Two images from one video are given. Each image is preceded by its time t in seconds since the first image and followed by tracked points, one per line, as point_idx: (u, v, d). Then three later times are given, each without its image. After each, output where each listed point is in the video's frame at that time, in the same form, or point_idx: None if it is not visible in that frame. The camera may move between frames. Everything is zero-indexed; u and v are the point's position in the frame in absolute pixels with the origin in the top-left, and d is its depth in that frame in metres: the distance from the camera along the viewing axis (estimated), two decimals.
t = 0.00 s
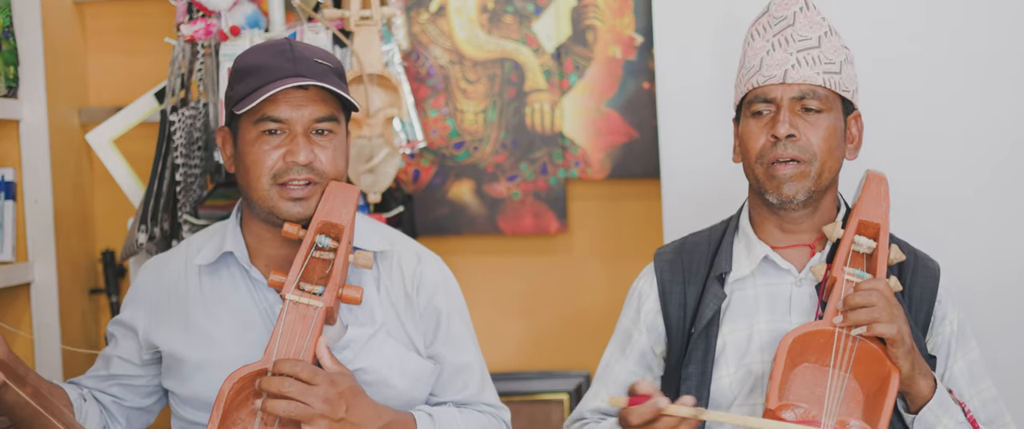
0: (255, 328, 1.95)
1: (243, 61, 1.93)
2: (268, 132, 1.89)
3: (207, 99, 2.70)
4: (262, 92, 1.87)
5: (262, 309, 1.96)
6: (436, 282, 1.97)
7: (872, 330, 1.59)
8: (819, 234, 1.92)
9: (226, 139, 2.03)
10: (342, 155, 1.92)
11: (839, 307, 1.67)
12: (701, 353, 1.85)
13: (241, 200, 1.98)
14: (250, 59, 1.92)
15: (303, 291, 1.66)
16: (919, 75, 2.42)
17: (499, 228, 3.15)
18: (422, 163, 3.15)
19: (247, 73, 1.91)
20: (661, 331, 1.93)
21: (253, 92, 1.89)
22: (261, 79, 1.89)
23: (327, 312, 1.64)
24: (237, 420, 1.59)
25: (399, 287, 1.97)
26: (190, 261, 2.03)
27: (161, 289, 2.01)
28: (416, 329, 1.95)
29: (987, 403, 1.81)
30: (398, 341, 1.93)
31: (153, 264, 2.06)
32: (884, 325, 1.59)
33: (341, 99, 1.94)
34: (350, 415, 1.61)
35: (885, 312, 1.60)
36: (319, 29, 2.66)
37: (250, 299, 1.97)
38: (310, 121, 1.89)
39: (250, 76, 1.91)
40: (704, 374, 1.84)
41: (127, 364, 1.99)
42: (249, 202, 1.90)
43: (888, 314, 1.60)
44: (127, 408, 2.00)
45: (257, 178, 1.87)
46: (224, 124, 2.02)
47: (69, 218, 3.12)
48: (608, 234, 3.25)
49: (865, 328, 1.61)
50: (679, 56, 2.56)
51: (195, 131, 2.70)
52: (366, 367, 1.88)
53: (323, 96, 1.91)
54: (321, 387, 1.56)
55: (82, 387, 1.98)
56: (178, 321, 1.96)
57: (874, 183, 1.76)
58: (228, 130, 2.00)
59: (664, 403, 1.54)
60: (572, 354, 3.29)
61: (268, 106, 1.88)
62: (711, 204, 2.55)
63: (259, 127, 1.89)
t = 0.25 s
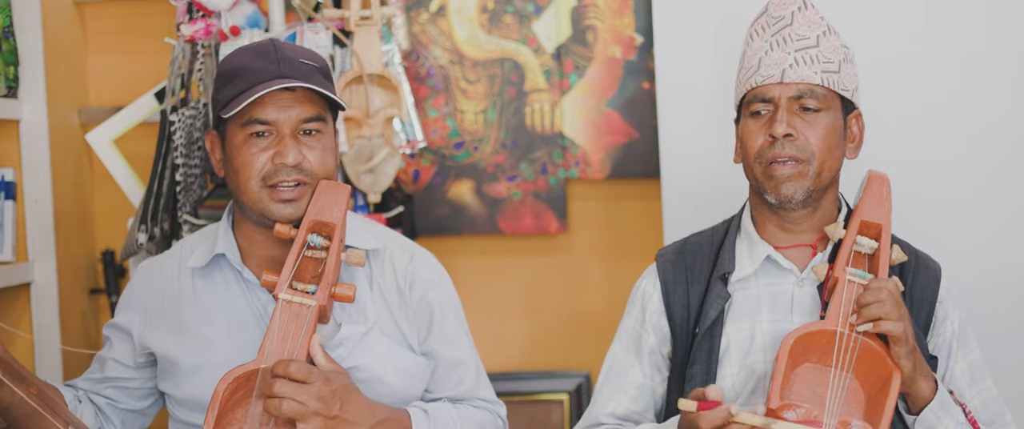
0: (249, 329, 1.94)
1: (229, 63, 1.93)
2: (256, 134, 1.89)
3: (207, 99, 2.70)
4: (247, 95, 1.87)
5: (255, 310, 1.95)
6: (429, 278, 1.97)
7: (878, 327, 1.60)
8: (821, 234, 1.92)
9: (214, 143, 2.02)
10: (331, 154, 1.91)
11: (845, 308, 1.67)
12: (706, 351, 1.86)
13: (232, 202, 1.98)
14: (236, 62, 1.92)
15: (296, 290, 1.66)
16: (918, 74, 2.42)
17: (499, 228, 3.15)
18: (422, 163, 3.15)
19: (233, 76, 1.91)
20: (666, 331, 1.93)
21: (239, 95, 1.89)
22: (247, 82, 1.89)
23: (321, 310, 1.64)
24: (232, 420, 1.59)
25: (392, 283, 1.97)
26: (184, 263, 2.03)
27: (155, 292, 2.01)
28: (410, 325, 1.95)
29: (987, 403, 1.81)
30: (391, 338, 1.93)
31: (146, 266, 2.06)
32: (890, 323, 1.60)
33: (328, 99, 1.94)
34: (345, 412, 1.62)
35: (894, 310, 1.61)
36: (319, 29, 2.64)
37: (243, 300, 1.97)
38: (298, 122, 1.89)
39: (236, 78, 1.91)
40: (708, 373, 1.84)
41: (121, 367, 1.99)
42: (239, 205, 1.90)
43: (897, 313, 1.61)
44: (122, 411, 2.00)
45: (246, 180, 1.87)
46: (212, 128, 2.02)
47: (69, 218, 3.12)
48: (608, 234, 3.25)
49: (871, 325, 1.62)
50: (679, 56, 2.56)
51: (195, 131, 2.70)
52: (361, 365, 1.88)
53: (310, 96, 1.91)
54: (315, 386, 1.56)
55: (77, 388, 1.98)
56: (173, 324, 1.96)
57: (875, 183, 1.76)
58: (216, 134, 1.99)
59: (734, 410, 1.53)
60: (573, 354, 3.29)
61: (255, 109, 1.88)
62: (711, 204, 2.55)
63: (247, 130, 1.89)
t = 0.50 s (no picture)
0: (245, 329, 1.95)
1: (220, 64, 1.93)
2: (248, 134, 1.89)
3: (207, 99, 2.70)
4: (239, 95, 1.87)
5: (252, 311, 1.96)
6: (425, 276, 1.97)
7: (879, 327, 1.60)
8: (822, 234, 1.92)
9: (208, 145, 2.02)
10: (324, 153, 1.91)
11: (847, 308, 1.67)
12: (704, 353, 1.85)
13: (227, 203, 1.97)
14: (227, 62, 1.92)
15: (292, 289, 1.66)
16: (918, 74, 2.42)
17: (500, 228, 3.15)
18: (422, 163, 3.15)
19: (225, 77, 1.91)
20: (664, 331, 1.93)
21: (232, 95, 1.89)
22: (239, 83, 1.89)
23: (317, 310, 1.64)
24: (230, 421, 1.60)
25: (388, 282, 1.97)
26: (179, 265, 2.04)
27: (151, 295, 2.02)
28: (407, 324, 1.95)
29: (988, 405, 1.81)
30: (387, 336, 1.93)
31: (142, 270, 2.07)
32: (891, 323, 1.60)
33: (320, 98, 1.94)
34: (344, 410, 1.62)
35: (896, 309, 1.61)
36: (319, 29, 2.64)
37: (239, 301, 1.97)
38: (290, 121, 1.89)
39: (228, 79, 1.91)
40: (706, 373, 1.84)
41: (120, 371, 1.99)
42: (235, 206, 1.90)
43: (898, 313, 1.61)
44: (123, 415, 2.00)
45: (241, 181, 1.87)
46: (205, 130, 2.01)
47: (69, 218, 3.12)
48: (608, 234, 3.25)
49: (873, 324, 1.62)
50: (679, 56, 2.56)
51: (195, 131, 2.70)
52: (357, 364, 1.88)
53: (302, 95, 1.91)
54: (313, 385, 1.56)
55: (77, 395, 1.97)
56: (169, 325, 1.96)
57: (879, 184, 1.75)
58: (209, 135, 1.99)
59: (662, 405, 1.54)
60: (573, 354, 3.30)
61: (247, 109, 1.88)
62: (711, 205, 2.55)
63: (240, 130, 1.89)
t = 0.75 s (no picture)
0: (247, 329, 1.95)
1: (225, 63, 1.94)
2: (252, 134, 1.89)
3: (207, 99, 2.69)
4: (244, 95, 1.87)
5: (254, 310, 1.96)
6: (426, 276, 1.97)
7: (874, 327, 1.59)
8: (817, 234, 1.92)
9: (211, 144, 2.02)
10: (328, 153, 1.91)
11: (843, 307, 1.67)
12: (698, 354, 1.85)
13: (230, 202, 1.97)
14: (231, 62, 1.92)
15: (295, 290, 1.66)
16: (919, 75, 2.42)
17: (499, 228, 3.15)
18: (422, 163, 3.14)
19: (229, 76, 1.92)
20: (656, 329, 1.94)
21: (236, 95, 1.89)
22: (243, 82, 1.89)
23: (319, 310, 1.64)
24: (231, 421, 1.59)
25: (390, 283, 1.97)
26: (181, 264, 2.03)
27: (152, 293, 2.01)
28: (409, 325, 1.95)
29: (986, 403, 1.80)
30: (390, 337, 1.93)
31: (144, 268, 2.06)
32: (885, 322, 1.59)
33: (324, 98, 1.94)
34: (346, 411, 1.61)
35: (891, 309, 1.60)
36: (319, 29, 2.64)
37: (242, 301, 1.97)
38: (294, 121, 1.89)
39: (232, 79, 1.91)
40: (701, 372, 1.83)
41: (120, 368, 1.99)
42: (237, 205, 1.90)
43: (894, 312, 1.60)
44: (122, 412, 2.00)
45: (244, 180, 1.87)
46: (208, 129, 2.02)
47: (69, 218, 3.12)
48: (607, 234, 3.25)
49: (868, 324, 1.61)
50: (679, 56, 2.56)
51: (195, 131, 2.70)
52: (359, 364, 1.88)
53: (306, 95, 1.91)
54: (314, 385, 1.56)
55: (75, 391, 1.97)
56: (171, 324, 1.96)
57: (872, 185, 1.76)
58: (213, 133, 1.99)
59: (572, 382, 1.54)
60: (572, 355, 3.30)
61: (251, 109, 1.88)
62: (710, 204, 2.55)
63: (244, 129, 1.89)
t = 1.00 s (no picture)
0: (251, 328, 1.95)
1: (235, 64, 1.94)
2: (262, 135, 1.89)
3: (207, 99, 2.70)
4: (255, 96, 1.87)
5: (259, 309, 1.96)
6: (433, 281, 1.97)
7: (867, 325, 1.60)
8: (807, 233, 1.92)
9: (220, 143, 2.02)
10: (337, 156, 1.91)
11: (835, 308, 1.67)
12: (692, 356, 1.85)
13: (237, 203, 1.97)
14: (242, 62, 1.93)
15: (301, 291, 1.66)
16: (921, 74, 2.42)
17: (499, 228, 3.15)
18: (421, 163, 3.15)
19: (240, 77, 1.92)
20: (651, 334, 1.94)
21: (247, 96, 1.89)
22: (253, 83, 1.89)
23: (326, 313, 1.64)
24: (236, 421, 1.59)
25: (396, 285, 1.98)
26: (187, 263, 2.03)
27: (157, 291, 2.01)
28: (414, 329, 1.95)
29: (982, 396, 1.80)
30: (395, 340, 1.93)
31: (149, 265, 2.06)
32: (878, 320, 1.60)
33: (334, 100, 1.94)
34: (349, 415, 1.61)
35: (883, 307, 1.61)
36: (319, 29, 2.65)
37: (247, 301, 1.97)
38: (304, 123, 1.89)
39: (243, 79, 1.91)
40: (695, 376, 1.83)
41: (124, 366, 1.99)
42: (246, 206, 1.90)
43: (886, 309, 1.61)
44: (128, 410, 2.00)
45: (253, 181, 1.87)
46: (217, 128, 2.02)
47: (69, 218, 3.12)
48: (607, 235, 3.25)
49: (860, 323, 1.62)
50: (678, 56, 2.56)
51: (195, 131, 2.70)
52: (363, 367, 1.87)
53: (317, 97, 1.91)
54: (318, 388, 1.56)
55: (81, 389, 1.98)
56: (175, 322, 1.96)
57: (860, 183, 1.76)
58: (222, 134, 2.00)
59: (591, 400, 1.53)
60: (571, 357, 3.30)
61: (262, 110, 1.88)
62: (710, 204, 2.55)
63: (254, 131, 1.89)
